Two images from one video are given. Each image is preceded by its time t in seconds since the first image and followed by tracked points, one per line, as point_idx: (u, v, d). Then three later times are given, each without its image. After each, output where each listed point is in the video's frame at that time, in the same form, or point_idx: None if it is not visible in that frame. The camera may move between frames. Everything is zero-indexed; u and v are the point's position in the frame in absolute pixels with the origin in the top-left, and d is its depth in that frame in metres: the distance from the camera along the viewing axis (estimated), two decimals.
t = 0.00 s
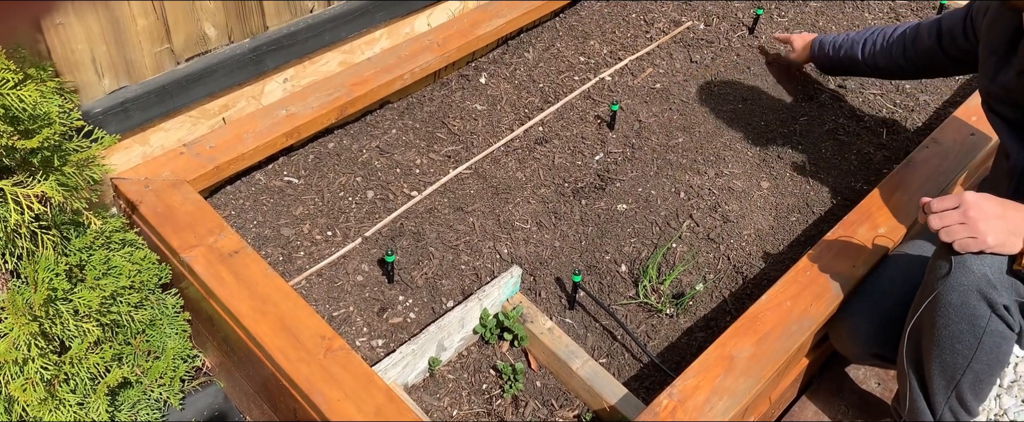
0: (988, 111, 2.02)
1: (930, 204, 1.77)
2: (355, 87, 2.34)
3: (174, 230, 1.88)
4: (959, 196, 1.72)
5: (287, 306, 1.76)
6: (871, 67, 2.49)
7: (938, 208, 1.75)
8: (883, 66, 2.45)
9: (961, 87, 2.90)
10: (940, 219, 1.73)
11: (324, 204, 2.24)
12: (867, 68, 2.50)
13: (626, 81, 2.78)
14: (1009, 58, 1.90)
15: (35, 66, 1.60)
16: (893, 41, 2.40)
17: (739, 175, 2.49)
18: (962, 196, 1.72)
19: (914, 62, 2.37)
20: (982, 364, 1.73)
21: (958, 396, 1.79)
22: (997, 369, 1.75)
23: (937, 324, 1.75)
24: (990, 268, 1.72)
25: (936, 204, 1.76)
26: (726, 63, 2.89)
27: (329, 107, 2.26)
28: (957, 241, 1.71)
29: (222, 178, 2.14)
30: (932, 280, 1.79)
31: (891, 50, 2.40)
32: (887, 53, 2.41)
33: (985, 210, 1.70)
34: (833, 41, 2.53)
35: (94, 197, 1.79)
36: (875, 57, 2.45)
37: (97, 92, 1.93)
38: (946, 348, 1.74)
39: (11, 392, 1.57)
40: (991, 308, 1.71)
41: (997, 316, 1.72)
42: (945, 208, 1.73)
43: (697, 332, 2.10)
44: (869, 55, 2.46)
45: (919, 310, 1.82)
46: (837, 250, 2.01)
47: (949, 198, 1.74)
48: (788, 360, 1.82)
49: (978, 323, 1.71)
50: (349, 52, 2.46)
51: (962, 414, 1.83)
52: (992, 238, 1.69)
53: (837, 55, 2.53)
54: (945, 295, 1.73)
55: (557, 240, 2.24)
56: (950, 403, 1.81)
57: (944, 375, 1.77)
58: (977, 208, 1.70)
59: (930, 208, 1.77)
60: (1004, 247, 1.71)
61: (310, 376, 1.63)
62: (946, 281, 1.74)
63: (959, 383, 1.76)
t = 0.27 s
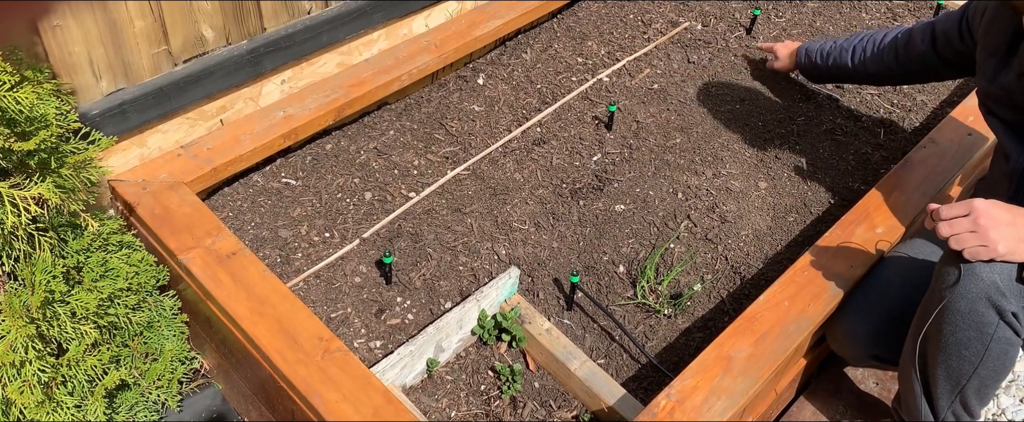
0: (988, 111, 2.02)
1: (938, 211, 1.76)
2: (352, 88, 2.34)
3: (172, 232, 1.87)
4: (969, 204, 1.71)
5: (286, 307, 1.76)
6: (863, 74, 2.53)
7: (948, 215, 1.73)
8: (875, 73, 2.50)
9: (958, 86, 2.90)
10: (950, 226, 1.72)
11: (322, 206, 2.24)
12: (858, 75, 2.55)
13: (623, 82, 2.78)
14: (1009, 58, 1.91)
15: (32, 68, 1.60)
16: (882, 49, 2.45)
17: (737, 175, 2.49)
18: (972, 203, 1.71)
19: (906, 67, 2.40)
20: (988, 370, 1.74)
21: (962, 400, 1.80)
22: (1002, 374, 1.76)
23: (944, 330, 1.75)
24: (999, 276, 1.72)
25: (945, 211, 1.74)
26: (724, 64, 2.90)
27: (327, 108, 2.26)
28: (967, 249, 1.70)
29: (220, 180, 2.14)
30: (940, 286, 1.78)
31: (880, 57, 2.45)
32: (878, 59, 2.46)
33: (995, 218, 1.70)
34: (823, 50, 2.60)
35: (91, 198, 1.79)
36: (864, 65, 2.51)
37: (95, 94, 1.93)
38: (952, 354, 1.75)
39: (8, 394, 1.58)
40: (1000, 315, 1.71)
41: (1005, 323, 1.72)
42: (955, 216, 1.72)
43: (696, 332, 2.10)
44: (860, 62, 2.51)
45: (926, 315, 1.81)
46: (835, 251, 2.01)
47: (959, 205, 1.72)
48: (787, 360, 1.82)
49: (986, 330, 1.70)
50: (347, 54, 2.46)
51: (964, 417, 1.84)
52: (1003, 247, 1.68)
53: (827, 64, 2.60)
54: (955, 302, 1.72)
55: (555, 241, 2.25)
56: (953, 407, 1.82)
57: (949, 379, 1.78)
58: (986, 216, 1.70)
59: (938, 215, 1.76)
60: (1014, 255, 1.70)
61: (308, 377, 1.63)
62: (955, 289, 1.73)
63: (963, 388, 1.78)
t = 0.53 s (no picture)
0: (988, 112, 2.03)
1: (937, 214, 1.73)
2: (351, 90, 2.35)
3: (170, 234, 1.87)
4: (969, 207, 1.69)
5: (285, 309, 1.75)
6: (853, 100, 2.44)
7: (948, 218, 1.70)
8: (867, 98, 2.41)
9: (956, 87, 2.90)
10: (950, 230, 1.69)
11: (320, 208, 2.24)
12: (847, 100, 2.44)
13: (622, 83, 2.78)
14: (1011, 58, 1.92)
15: (30, 71, 1.61)
16: (873, 71, 2.37)
17: (735, 176, 2.49)
18: (972, 207, 1.68)
19: (904, 86, 2.34)
20: (989, 373, 1.75)
21: (962, 401, 1.81)
22: (1001, 376, 1.77)
23: (944, 333, 1.75)
24: (1000, 279, 1.70)
25: (945, 214, 1.71)
26: (722, 65, 2.90)
27: (325, 110, 2.26)
28: (967, 253, 1.67)
29: (218, 182, 2.14)
30: (940, 290, 1.77)
31: (873, 80, 2.37)
32: (872, 79, 2.37)
33: (996, 221, 1.68)
34: (800, 82, 2.49)
35: (89, 200, 1.79)
36: (856, 90, 2.41)
37: (93, 96, 1.93)
38: (952, 358, 1.75)
39: (7, 397, 1.58)
40: (999, 318, 1.71)
41: (1005, 326, 1.72)
42: (955, 219, 1.69)
43: (695, 333, 2.10)
44: (850, 87, 2.41)
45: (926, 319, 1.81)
46: (833, 252, 2.01)
47: (958, 208, 1.70)
48: (785, 361, 1.82)
49: (986, 333, 1.71)
50: (345, 55, 2.47)
51: (963, 417, 1.86)
52: (1003, 249, 1.66)
53: (808, 95, 2.49)
54: (955, 306, 1.72)
55: (554, 242, 2.25)
56: (953, 409, 1.84)
57: (949, 382, 1.79)
58: (987, 220, 1.67)
59: (938, 218, 1.73)
60: (1015, 257, 1.68)
61: (307, 379, 1.63)
62: (956, 294, 1.71)
63: (964, 390, 1.79)
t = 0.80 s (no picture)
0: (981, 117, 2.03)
1: (931, 212, 1.75)
2: (351, 91, 2.35)
3: (169, 235, 1.87)
4: (961, 204, 1.69)
5: (285, 311, 1.75)
6: (836, 127, 2.20)
7: (941, 215, 1.72)
8: (852, 121, 2.19)
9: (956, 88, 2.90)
10: (943, 227, 1.71)
11: (320, 209, 2.24)
12: (828, 129, 2.20)
13: (621, 84, 2.78)
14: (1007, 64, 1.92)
15: (30, 73, 1.61)
16: (854, 92, 2.17)
17: (735, 177, 2.49)
18: (964, 203, 1.69)
19: (892, 102, 2.16)
20: (985, 370, 1.74)
21: (960, 400, 1.80)
22: (999, 374, 1.76)
23: (941, 330, 1.75)
24: (994, 275, 1.71)
25: (938, 212, 1.73)
26: (722, 66, 2.90)
27: (325, 111, 2.26)
28: (961, 249, 1.69)
29: (217, 183, 2.13)
30: (937, 287, 1.78)
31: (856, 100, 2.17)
32: (854, 100, 2.17)
33: (989, 217, 1.68)
34: (771, 117, 2.20)
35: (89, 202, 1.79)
36: (838, 115, 2.19)
37: (93, 97, 1.92)
38: (949, 354, 1.75)
39: (6, 399, 1.57)
40: (994, 315, 1.71)
41: (1001, 322, 1.72)
42: (948, 216, 1.71)
43: (694, 335, 2.10)
44: (829, 113, 2.18)
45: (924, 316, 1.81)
46: (832, 253, 2.01)
47: (951, 205, 1.71)
48: (785, 362, 1.82)
49: (983, 329, 1.70)
50: (345, 56, 2.47)
51: (963, 418, 1.84)
52: (997, 245, 1.66)
53: (789, 128, 2.20)
54: (950, 302, 1.73)
55: (554, 243, 2.24)
56: (952, 408, 1.82)
57: (947, 379, 1.78)
58: (979, 215, 1.67)
59: (932, 215, 1.74)
60: (1010, 252, 1.68)
61: (306, 381, 1.63)
62: (951, 289, 1.73)
63: (961, 388, 1.77)
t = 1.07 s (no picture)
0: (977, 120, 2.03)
1: (941, 212, 1.71)
2: (351, 91, 2.35)
3: (169, 235, 1.87)
4: (972, 206, 1.66)
5: (285, 311, 1.75)
6: (824, 134, 2.14)
7: (951, 217, 1.68)
8: (840, 127, 2.14)
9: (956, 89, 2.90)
10: (953, 229, 1.67)
11: (320, 209, 2.24)
12: (813, 136, 2.15)
13: (622, 85, 2.78)
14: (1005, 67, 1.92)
15: (30, 73, 1.61)
16: (840, 98, 2.12)
17: (736, 178, 2.48)
18: (975, 206, 1.65)
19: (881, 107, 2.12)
20: (992, 370, 1.74)
21: (966, 400, 1.80)
22: (1005, 373, 1.76)
23: (947, 330, 1.75)
24: (1002, 275, 1.71)
25: (948, 213, 1.69)
26: (722, 67, 2.90)
27: (325, 112, 2.26)
28: (971, 251, 1.67)
29: (218, 184, 2.13)
30: (942, 286, 1.77)
31: (844, 107, 2.12)
32: (841, 108, 2.12)
33: (999, 220, 1.65)
34: (756, 129, 2.13)
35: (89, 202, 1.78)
36: (825, 122, 2.13)
37: (93, 98, 1.92)
38: (955, 355, 1.75)
39: (6, 399, 1.57)
40: (1003, 313, 1.71)
41: (1009, 321, 1.71)
42: (958, 218, 1.67)
43: (695, 336, 2.10)
44: (815, 120, 2.12)
45: (928, 316, 1.81)
46: (833, 254, 2.00)
47: (962, 207, 1.67)
48: (785, 363, 1.81)
49: (990, 329, 1.70)
50: (346, 57, 2.47)
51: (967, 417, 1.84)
52: (1006, 248, 1.66)
53: (775, 139, 2.13)
54: (958, 303, 1.72)
55: (554, 244, 2.24)
56: (956, 408, 1.83)
57: (953, 380, 1.78)
58: (990, 218, 1.65)
59: (941, 216, 1.70)
60: (1018, 255, 1.68)
61: (307, 382, 1.63)
62: (959, 289, 1.72)
63: (967, 388, 1.78)
